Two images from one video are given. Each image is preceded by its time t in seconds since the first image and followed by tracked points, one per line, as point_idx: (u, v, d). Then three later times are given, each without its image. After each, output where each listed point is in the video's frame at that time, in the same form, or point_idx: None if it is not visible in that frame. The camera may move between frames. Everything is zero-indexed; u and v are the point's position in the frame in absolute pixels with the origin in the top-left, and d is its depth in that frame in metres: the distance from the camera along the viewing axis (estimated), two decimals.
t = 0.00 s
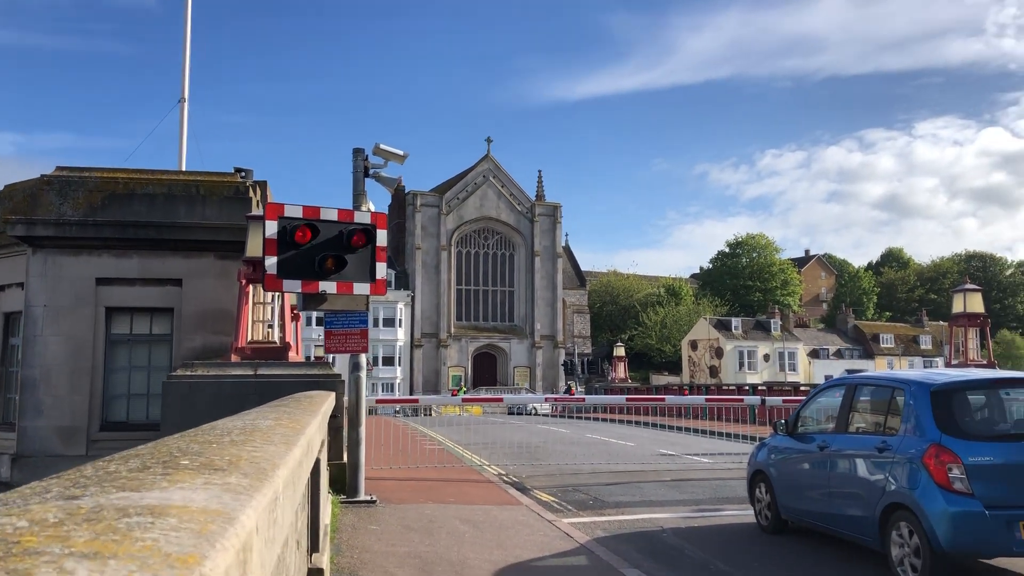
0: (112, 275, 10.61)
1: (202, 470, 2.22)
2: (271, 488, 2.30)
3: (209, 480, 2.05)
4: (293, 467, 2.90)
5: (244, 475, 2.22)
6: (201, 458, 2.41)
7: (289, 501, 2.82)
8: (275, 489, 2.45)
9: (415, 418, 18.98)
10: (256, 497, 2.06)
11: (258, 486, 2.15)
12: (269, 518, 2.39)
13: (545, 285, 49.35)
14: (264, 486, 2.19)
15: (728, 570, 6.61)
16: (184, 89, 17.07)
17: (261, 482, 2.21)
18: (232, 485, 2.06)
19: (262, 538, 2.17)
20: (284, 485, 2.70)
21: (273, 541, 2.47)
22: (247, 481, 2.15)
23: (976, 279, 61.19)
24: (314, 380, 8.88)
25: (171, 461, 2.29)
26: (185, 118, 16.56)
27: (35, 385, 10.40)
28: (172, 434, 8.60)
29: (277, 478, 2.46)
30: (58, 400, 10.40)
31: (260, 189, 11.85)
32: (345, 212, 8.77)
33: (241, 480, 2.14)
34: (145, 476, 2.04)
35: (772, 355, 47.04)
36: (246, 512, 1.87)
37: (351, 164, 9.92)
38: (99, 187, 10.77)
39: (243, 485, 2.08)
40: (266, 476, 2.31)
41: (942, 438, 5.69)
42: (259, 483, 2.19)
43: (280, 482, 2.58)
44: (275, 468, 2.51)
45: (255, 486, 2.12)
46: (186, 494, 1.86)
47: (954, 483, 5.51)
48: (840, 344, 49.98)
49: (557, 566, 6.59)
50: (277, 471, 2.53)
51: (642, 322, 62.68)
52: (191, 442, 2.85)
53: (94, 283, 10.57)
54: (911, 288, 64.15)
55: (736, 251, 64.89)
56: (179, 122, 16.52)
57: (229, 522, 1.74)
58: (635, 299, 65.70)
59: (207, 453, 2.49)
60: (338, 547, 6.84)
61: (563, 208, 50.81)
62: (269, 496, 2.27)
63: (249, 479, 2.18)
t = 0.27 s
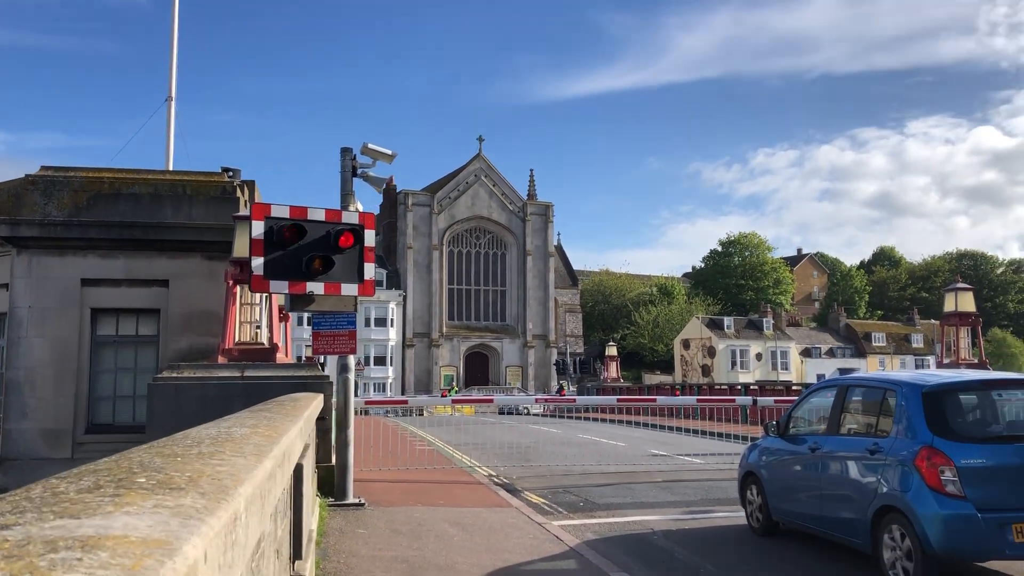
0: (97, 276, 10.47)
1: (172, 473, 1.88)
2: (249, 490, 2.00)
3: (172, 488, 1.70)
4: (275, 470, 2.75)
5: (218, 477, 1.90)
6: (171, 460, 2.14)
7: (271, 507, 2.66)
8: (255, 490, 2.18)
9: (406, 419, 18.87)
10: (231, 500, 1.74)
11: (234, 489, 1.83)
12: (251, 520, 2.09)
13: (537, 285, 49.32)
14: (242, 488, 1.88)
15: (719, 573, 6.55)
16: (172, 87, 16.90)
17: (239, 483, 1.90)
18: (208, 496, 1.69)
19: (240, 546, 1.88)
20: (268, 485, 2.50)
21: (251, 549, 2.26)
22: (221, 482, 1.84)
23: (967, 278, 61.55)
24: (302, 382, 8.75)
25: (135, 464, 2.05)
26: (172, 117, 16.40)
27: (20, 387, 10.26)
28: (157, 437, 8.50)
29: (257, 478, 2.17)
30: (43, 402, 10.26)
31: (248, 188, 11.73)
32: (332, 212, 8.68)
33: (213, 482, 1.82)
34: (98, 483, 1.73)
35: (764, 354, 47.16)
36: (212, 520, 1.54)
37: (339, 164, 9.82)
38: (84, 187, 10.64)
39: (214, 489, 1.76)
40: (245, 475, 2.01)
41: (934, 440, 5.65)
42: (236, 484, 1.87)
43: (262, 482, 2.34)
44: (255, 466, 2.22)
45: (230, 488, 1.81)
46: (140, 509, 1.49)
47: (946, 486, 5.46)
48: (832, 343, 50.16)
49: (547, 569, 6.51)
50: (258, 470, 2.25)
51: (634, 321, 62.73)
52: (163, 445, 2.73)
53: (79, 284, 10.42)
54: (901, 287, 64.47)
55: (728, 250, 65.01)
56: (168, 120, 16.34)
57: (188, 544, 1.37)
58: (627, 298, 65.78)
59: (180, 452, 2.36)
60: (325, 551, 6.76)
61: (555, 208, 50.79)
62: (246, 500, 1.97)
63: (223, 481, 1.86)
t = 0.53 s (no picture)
0: (94, 278, 10.40)
1: (139, 489, 1.80)
2: (225, 506, 1.92)
3: (137, 505, 1.62)
4: (262, 478, 2.67)
5: (191, 491, 1.83)
6: (147, 472, 2.06)
7: (257, 516, 2.59)
8: (234, 504, 2.09)
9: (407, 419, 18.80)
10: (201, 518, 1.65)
11: (206, 505, 1.74)
12: (230, 537, 1.99)
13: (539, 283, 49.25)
14: (216, 503, 1.80)
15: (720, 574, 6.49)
16: (170, 88, 16.84)
17: (213, 498, 1.82)
18: (173, 511, 1.60)
19: (214, 566, 1.78)
20: (251, 499, 2.42)
21: (232, 564, 2.17)
22: (193, 497, 1.77)
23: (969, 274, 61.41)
24: (300, 384, 8.68)
25: (109, 476, 1.98)
26: (170, 117, 16.33)
27: (18, 390, 10.23)
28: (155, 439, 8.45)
29: (236, 492, 2.08)
30: (42, 404, 10.22)
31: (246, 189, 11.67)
32: (330, 211, 8.61)
33: (185, 498, 1.75)
34: (61, 499, 1.65)
35: (766, 351, 47.04)
36: (178, 539, 1.46)
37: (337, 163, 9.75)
38: (82, 188, 10.59)
39: (184, 506, 1.67)
40: (221, 488, 1.93)
41: (938, 439, 5.57)
42: (208, 500, 1.78)
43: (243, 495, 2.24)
44: (235, 479, 2.12)
45: (202, 506, 1.72)
46: (98, 530, 1.41)
47: (951, 486, 5.39)
48: (835, 340, 50.06)
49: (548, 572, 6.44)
50: (239, 483, 2.16)
51: (636, 319, 62.62)
52: (145, 452, 2.66)
53: (77, 285, 10.36)
54: (904, 283, 64.33)
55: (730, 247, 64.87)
56: (165, 121, 16.25)
57: (145, 567, 1.28)
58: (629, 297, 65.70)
59: (159, 463, 2.29)
60: (323, 554, 6.69)
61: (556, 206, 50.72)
62: (222, 516, 1.88)
63: (196, 496, 1.79)
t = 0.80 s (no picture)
0: (101, 272, 10.41)
1: (115, 489, 1.74)
2: (207, 507, 1.86)
3: (108, 506, 1.57)
4: (255, 475, 2.61)
5: (171, 491, 1.78)
6: (129, 470, 2.01)
7: (250, 513, 2.53)
8: (220, 504, 2.03)
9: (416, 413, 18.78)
10: (176, 521, 1.60)
11: (183, 506, 1.69)
12: (213, 537, 1.94)
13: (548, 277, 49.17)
14: (195, 504, 1.74)
15: (730, 570, 6.40)
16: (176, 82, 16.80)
17: (192, 499, 1.77)
18: (144, 514, 1.55)
19: (192, 569, 1.74)
20: (242, 497, 2.37)
21: (220, 564, 2.11)
22: (170, 498, 1.71)
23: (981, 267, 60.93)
24: (306, 377, 8.64)
25: (89, 475, 1.92)
26: (176, 111, 16.30)
27: (25, 385, 10.23)
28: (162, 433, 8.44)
29: (221, 492, 2.02)
30: (49, 399, 10.22)
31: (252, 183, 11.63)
32: (336, 205, 8.56)
33: (162, 498, 1.70)
34: (31, 500, 1.60)
35: (776, 344, 46.81)
36: (144, 544, 1.40)
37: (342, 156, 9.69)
38: (87, 182, 10.55)
39: (159, 508, 1.62)
40: (203, 488, 1.88)
41: (951, 433, 5.49)
42: (187, 501, 1.73)
43: (231, 494, 2.19)
44: (221, 477, 2.07)
45: (178, 508, 1.67)
46: (57, 536, 1.34)
47: (964, 480, 5.30)
48: (845, 333, 49.78)
49: (554, 567, 6.39)
50: (226, 481, 2.11)
51: (645, 312, 62.42)
52: (136, 449, 2.61)
53: (83, 280, 10.37)
54: (915, 275, 63.89)
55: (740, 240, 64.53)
56: (171, 116, 16.23)
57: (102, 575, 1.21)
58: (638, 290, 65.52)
59: (145, 460, 2.24)
60: (329, 549, 6.65)
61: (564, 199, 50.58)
62: (203, 516, 1.82)
63: (175, 496, 1.73)
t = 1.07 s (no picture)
0: (109, 264, 10.37)
1: (103, 478, 1.65)
2: (202, 497, 1.76)
3: (92, 497, 1.47)
4: (256, 466, 2.52)
5: (163, 481, 1.69)
6: (121, 459, 1.91)
7: (251, 505, 2.45)
8: (216, 494, 1.93)
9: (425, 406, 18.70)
10: (166, 511, 1.50)
11: (174, 497, 1.59)
12: (209, 530, 1.84)
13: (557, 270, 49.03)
14: (188, 494, 1.65)
15: (744, 564, 6.29)
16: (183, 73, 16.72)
17: (185, 489, 1.67)
18: (131, 504, 1.45)
19: (185, 564, 1.64)
20: (243, 487, 2.28)
21: (218, 558, 2.02)
22: (161, 487, 1.62)
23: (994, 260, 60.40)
24: (314, 369, 8.56)
25: (77, 463, 1.83)
26: (184, 102, 16.21)
27: (33, 377, 10.21)
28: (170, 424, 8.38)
29: (219, 481, 1.93)
30: (57, 391, 10.20)
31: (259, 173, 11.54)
32: (343, 195, 8.47)
33: (153, 487, 1.61)
34: (12, 489, 1.51)
35: (787, 338, 46.53)
36: (128, 537, 1.31)
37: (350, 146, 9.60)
38: (94, 173, 10.34)
39: (148, 498, 1.52)
40: (199, 478, 1.79)
41: (971, 425, 5.35)
42: (179, 491, 1.64)
43: (230, 483, 2.10)
44: (219, 466, 1.98)
45: (170, 498, 1.58)
46: (30, 528, 1.25)
47: (985, 473, 5.16)
48: (856, 326, 49.45)
49: (565, 561, 6.29)
50: (224, 471, 2.01)
51: (654, 306, 62.19)
52: (133, 438, 2.52)
53: (91, 272, 10.33)
54: (926, 268, 63.40)
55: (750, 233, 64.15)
56: (179, 107, 16.13)
57: (76, 570, 1.11)
58: (647, 284, 65.27)
59: (141, 449, 2.15)
60: (337, 542, 6.58)
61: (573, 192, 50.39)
62: (197, 508, 1.73)
63: (166, 486, 1.64)
